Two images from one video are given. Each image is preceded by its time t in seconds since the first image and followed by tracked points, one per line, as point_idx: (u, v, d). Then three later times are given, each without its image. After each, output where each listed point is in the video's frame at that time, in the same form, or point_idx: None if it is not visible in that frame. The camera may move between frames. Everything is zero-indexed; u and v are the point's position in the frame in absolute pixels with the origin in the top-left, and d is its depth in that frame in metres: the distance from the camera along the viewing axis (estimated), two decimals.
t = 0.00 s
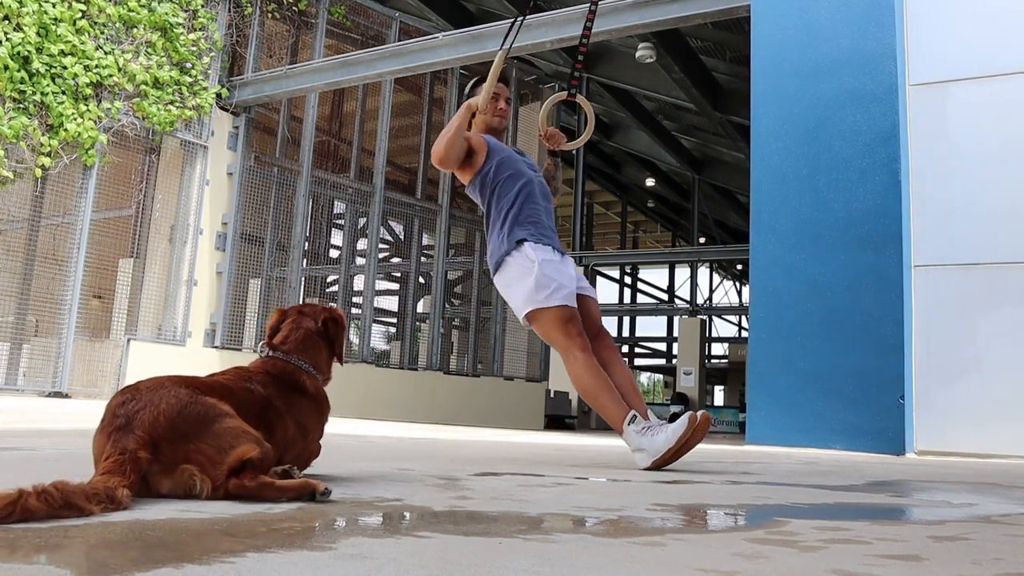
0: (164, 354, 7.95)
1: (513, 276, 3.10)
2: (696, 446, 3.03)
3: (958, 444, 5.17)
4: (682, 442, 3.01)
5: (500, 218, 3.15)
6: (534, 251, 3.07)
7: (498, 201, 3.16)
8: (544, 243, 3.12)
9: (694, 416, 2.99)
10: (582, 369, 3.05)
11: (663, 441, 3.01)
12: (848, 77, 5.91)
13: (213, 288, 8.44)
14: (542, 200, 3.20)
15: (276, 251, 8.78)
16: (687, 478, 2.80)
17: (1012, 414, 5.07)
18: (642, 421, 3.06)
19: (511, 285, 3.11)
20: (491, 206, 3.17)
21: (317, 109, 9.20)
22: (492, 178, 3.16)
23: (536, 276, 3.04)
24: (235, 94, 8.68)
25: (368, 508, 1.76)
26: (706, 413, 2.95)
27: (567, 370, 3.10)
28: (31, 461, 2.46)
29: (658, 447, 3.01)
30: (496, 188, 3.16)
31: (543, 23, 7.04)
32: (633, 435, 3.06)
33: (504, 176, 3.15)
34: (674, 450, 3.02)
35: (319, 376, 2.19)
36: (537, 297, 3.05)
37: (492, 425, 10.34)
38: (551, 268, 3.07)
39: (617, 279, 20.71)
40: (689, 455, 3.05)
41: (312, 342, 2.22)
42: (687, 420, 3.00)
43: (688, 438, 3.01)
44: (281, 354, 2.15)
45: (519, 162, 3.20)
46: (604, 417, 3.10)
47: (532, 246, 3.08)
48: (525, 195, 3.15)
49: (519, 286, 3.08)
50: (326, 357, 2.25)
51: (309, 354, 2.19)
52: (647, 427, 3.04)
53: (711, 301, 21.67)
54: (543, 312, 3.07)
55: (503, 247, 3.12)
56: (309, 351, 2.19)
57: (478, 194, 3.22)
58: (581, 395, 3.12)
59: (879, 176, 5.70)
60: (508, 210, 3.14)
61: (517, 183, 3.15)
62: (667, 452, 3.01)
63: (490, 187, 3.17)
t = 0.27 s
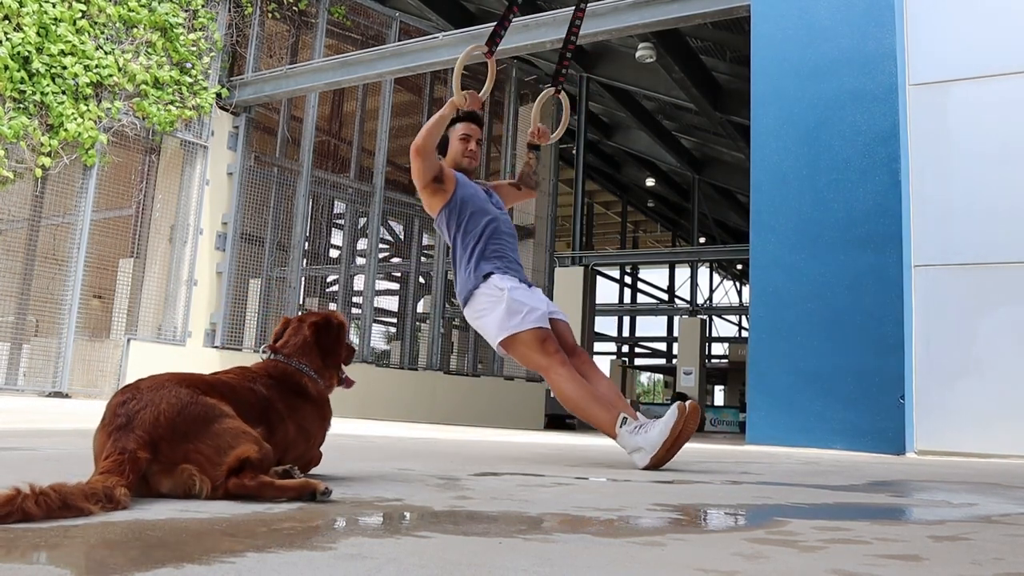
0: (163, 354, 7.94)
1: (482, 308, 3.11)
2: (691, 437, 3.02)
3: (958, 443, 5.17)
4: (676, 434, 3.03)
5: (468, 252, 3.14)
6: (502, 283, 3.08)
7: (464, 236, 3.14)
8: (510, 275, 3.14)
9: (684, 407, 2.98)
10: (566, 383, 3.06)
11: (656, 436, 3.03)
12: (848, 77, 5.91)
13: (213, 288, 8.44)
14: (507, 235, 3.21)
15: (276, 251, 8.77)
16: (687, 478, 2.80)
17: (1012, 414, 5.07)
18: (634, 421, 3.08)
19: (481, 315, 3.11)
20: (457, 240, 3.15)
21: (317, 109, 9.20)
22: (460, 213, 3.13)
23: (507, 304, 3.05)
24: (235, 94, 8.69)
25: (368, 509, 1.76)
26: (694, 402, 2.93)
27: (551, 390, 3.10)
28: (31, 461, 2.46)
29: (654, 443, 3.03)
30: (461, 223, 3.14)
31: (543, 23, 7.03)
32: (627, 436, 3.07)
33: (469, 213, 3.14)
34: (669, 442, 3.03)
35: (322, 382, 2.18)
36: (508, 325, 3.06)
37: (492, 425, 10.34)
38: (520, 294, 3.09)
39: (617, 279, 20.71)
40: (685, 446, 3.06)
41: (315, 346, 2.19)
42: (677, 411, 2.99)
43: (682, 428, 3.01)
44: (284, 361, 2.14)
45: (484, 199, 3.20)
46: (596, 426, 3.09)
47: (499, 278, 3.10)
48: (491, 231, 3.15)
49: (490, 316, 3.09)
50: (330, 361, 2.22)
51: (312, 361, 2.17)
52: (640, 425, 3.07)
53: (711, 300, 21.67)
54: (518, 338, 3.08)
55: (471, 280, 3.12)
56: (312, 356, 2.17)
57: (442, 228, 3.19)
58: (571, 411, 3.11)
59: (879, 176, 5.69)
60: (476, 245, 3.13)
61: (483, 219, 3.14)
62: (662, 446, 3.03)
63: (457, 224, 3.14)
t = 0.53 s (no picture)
0: (163, 354, 7.94)
1: (460, 338, 3.18)
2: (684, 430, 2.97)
3: (959, 443, 5.17)
4: (670, 428, 3.00)
5: (444, 287, 3.21)
6: (480, 314, 3.16)
7: (440, 271, 3.21)
8: (486, 306, 3.23)
9: (673, 400, 2.92)
10: (556, 398, 3.11)
11: (650, 433, 3.03)
12: (848, 77, 5.92)
13: (213, 288, 8.44)
14: (482, 269, 3.29)
15: (276, 251, 8.76)
16: (687, 478, 2.80)
17: (1011, 414, 5.08)
18: (627, 423, 3.08)
19: (461, 346, 3.18)
20: (433, 274, 3.22)
21: (317, 109, 9.20)
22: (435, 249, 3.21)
23: (485, 332, 3.13)
24: (235, 94, 8.69)
25: (368, 508, 1.76)
26: (682, 395, 2.87)
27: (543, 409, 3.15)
28: (31, 461, 2.46)
29: (648, 440, 3.03)
30: (436, 258, 3.21)
31: (543, 23, 7.02)
32: (621, 438, 3.06)
33: (443, 250, 3.21)
34: (665, 437, 3.02)
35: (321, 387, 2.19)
36: (489, 353, 3.13)
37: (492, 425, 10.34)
38: (497, 321, 3.17)
39: (617, 279, 20.71)
40: (681, 439, 3.04)
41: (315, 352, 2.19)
42: (667, 404, 2.94)
43: (674, 423, 2.97)
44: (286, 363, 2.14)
45: (459, 235, 3.27)
46: (591, 436, 3.10)
47: (476, 309, 3.18)
48: (466, 266, 3.23)
49: (470, 345, 3.16)
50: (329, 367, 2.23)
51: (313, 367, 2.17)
52: (632, 426, 3.07)
53: (711, 301, 21.67)
54: (501, 362, 3.16)
55: (448, 313, 3.19)
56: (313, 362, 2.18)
57: (418, 262, 3.26)
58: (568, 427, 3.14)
59: (879, 175, 5.70)
60: (452, 280, 3.21)
61: (458, 255, 3.22)
62: (658, 442, 3.02)
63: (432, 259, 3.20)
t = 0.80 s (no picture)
0: (163, 354, 7.94)
1: (447, 361, 3.23)
2: (677, 427, 2.92)
3: (960, 443, 5.18)
4: (663, 425, 2.98)
5: (431, 309, 3.26)
6: (465, 337, 3.22)
7: (427, 292, 3.25)
8: (472, 329, 3.28)
9: (661, 398, 2.86)
10: (549, 411, 3.16)
11: (643, 432, 3.02)
12: (847, 77, 5.90)
13: (213, 288, 8.44)
14: (469, 291, 3.33)
15: (276, 251, 8.74)
16: (687, 478, 2.79)
17: (1012, 414, 5.08)
18: (622, 425, 3.08)
19: (448, 367, 3.24)
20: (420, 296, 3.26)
21: (317, 109, 9.19)
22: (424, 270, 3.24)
23: (471, 355, 3.19)
24: (235, 94, 8.69)
25: (368, 509, 1.76)
26: (669, 393, 2.82)
27: (536, 424, 3.18)
28: (31, 462, 2.46)
29: (643, 439, 3.02)
30: (424, 279, 3.25)
31: (542, 23, 7.02)
32: (617, 440, 3.06)
33: (431, 272, 3.25)
34: (659, 434, 3.00)
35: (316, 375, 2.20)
36: (475, 374, 3.18)
37: (492, 425, 10.33)
38: (482, 342, 3.22)
39: (617, 279, 20.69)
40: (677, 435, 3.01)
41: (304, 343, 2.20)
42: (656, 401, 2.89)
43: (665, 420, 2.94)
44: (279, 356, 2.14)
45: (449, 261, 3.30)
46: (589, 443, 3.12)
47: (460, 333, 3.23)
48: (453, 289, 3.28)
49: (457, 367, 3.21)
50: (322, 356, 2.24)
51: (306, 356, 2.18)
52: (626, 426, 3.07)
53: (711, 300, 21.66)
54: (490, 383, 3.20)
55: (434, 336, 3.25)
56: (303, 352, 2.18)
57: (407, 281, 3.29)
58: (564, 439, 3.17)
59: (879, 175, 5.68)
60: (438, 302, 3.26)
61: (445, 277, 3.26)
62: (652, 440, 3.01)
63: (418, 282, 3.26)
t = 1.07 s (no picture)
0: (164, 354, 7.94)
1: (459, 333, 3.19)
2: (682, 431, 2.97)
3: (962, 443, 5.19)
4: (668, 428, 2.99)
5: (440, 283, 3.23)
6: (477, 310, 3.18)
7: (435, 268, 3.23)
8: (484, 302, 3.24)
9: (669, 400, 2.92)
10: (554, 397, 3.12)
11: (647, 433, 3.02)
12: (847, 78, 5.90)
13: (213, 288, 8.44)
14: (477, 264, 3.30)
15: (276, 251, 8.76)
16: (687, 478, 2.79)
17: (1012, 415, 5.09)
18: (625, 424, 3.08)
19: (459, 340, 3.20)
20: (427, 272, 3.23)
21: (317, 109, 9.19)
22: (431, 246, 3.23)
23: (483, 328, 3.15)
24: (235, 94, 8.69)
25: (368, 508, 1.76)
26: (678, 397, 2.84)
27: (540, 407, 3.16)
28: (31, 462, 2.46)
29: (646, 441, 3.02)
30: (431, 255, 3.24)
31: (542, 23, 7.02)
32: (620, 438, 3.06)
33: (437, 247, 3.23)
34: (663, 436, 3.01)
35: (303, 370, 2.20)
36: (487, 349, 3.15)
37: (492, 425, 10.33)
38: (495, 317, 3.18)
39: (617, 279, 20.70)
40: (681, 439, 3.03)
41: (290, 336, 2.20)
42: (663, 404, 2.93)
43: (672, 423, 2.97)
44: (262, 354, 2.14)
45: (454, 236, 3.29)
46: (589, 435, 3.10)
47: (472, 306, 3.19)
48: (462, 263, 3.25)
49: (468, 340, 3.17)
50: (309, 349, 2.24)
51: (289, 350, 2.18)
52: (631, 426, 3.06)
53: (711, 301, 21.67)
54: (498, 359, 3.16)
55: (445, 309, 3.21)
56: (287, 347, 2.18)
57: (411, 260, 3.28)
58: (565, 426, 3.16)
59: (879, 176, 5.68)
60: (447, 277, 3.23)
61: (453, 251, 3.24)
62: (655, 441, 3.01)
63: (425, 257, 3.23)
